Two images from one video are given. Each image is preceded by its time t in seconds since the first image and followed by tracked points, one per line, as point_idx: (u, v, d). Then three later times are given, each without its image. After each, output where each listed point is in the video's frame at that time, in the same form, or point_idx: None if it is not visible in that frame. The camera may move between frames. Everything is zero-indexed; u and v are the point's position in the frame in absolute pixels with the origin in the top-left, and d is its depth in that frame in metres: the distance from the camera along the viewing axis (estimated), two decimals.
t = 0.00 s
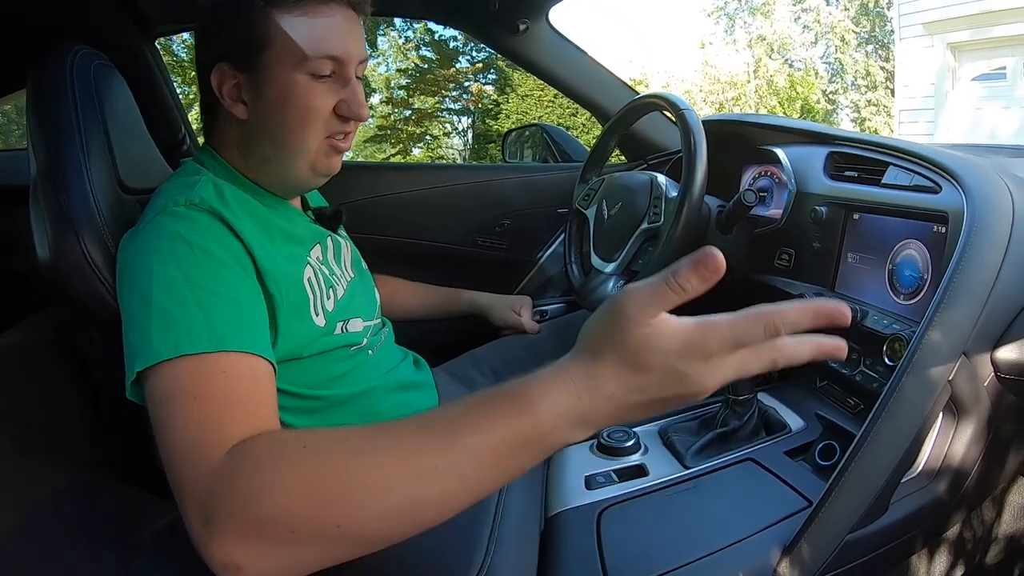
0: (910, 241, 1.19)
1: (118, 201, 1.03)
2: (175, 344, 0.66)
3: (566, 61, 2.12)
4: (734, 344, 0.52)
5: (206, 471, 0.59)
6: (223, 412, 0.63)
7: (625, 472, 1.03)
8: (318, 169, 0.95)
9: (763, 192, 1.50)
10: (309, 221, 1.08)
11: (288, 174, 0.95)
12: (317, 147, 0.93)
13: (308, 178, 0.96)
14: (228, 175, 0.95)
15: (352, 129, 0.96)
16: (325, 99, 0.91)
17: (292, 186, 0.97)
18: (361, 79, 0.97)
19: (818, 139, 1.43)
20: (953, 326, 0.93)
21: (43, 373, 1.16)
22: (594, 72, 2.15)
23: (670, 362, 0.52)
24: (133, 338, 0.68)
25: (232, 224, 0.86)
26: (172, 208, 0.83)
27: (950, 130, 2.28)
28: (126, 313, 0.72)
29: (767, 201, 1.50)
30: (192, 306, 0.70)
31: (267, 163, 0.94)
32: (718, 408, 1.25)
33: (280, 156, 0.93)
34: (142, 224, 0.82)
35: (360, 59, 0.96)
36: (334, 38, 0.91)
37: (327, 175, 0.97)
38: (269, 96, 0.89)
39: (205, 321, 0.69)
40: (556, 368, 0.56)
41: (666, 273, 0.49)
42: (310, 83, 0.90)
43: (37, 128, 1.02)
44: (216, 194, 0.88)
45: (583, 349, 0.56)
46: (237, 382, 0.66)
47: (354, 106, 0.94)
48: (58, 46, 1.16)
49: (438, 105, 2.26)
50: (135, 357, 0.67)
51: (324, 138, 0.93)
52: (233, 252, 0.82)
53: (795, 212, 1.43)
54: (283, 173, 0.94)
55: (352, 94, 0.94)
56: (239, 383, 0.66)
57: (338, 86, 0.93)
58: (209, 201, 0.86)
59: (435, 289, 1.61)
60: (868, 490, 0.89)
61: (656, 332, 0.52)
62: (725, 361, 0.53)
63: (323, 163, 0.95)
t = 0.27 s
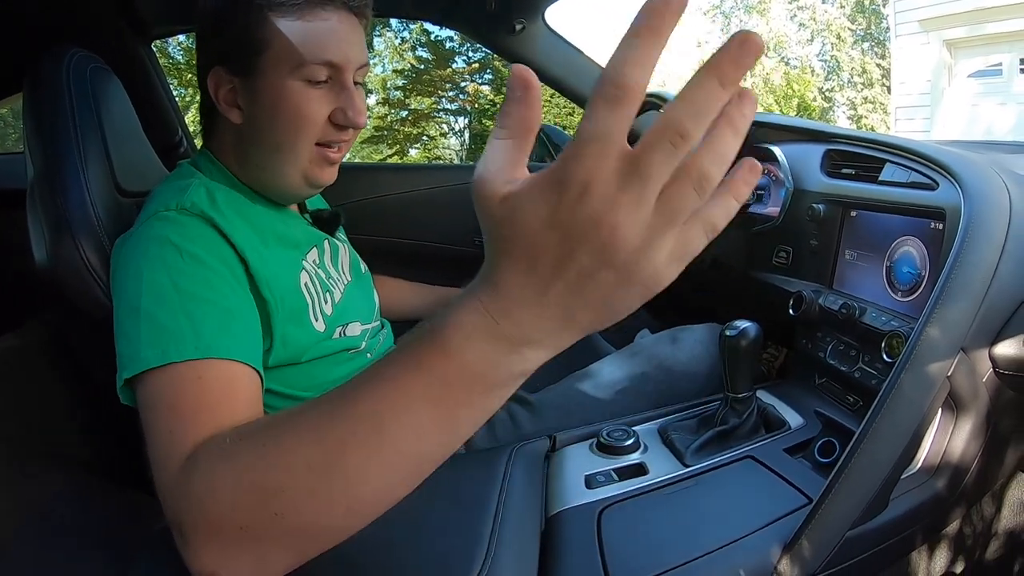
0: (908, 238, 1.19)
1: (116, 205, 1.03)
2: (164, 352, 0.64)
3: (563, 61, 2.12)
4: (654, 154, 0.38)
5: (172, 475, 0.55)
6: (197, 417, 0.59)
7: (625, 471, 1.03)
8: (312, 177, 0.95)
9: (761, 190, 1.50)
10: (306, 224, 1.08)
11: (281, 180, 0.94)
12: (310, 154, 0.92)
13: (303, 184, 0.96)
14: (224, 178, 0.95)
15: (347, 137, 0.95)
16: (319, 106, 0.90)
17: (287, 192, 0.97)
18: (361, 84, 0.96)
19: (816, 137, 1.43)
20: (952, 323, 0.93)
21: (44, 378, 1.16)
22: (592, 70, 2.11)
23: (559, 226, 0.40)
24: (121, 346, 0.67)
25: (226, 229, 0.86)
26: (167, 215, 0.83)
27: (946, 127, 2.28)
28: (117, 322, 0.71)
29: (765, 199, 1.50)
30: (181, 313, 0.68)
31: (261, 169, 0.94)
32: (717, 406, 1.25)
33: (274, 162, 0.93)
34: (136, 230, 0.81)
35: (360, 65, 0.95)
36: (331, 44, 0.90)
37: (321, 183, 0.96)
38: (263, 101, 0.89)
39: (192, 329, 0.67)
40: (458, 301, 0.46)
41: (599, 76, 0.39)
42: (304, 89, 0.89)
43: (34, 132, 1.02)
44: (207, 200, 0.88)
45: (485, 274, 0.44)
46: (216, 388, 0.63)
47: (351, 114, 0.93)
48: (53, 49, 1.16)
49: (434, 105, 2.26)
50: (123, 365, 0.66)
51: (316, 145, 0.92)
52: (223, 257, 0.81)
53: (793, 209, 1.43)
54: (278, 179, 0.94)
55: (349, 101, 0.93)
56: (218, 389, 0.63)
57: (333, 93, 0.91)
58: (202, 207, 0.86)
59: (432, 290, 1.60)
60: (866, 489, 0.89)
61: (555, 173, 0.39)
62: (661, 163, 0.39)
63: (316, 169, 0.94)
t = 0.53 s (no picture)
0: (907, 238, 1.19)
1: (115, 208, 1.03)
2: (171, 354, 0.64)
3: (561, 62, 2.13)
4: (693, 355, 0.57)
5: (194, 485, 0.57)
6: (207, 426, 0.60)
7: (625, 472, 1.03)
8: (314, 185, 0.94)
9: (761, 191, 1.49)
10: (312, 228, 1.08)
11: (284, 186, 0.94)
12: (312, 162, 0.91)
13: (306, 191, 0.95)
14: (231, 180, 0.96)
15: (352, 149, 0.94)
16: (323, 115, 0.90)
17: (290, 197, 0.97)
18: (368, 94, 0.96)
19: (814, 138, 1.43)
20: (951, 323, 0.93)
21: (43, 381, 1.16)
22: (586, 71, 2.15)
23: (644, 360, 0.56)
24: (127, 347, 0.67)
25: (233, 233, 0.85)
26: (174, 217, 0.82)
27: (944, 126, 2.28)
28: (121, 324, 0.70)
29: (764, 200, 1.48)
30: (188, 316, 0.68)
31: (264, 173, 0.93)
32: (718, 407, 1.24)
33: (276, 168, 0.92)
34: (143, 232, 0.81)
35: (367, 75, 0.95)
36: (337, 53, 0.90)
37: (324, 191, 0.95)
38: (268, 106, 0.89)
39: (200, 332, 0.67)
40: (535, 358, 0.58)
41: (670, 276, 0.53)
42: (310, 96, 0.89)
43: (33, 134, 1.02)
44: (215, 203, 0.88)
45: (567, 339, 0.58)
46: (224, 395, 0.64)
47: (355, 126, 0.92)
48: (52, 52, 1.16)
49: (432, 106, 2.25)
50: (129, 367, 0.66)
51: (318, 154, 0.91)
52: (231, 260, 0.81)
53: (792, 210, 1.43)
54: (281, 184, 0.94)
55: (354, 113, 0.92)
56: (226, 395, 0.64)
57: (339, 102, 0.91)
58: (210, 210, 0.86)
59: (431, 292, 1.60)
60: (869, 487, 0.89)
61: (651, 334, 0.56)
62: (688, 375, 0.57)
63: (319, 177, 0.93)
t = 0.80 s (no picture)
0: (903, 237, 1.19)
1: (112, 208, 1.03)
2: (166, 355, 0.64)
3: (557, 63, 2.13)
4: (721, 402, 0.45)
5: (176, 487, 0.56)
6: (196, 425, 0.60)
7: (622, 471, 1.03)
8: (318, 187, 0.95)
9: (756, 191, 1.48)
10: (309, 229, 1.08)
11: (288, 187, 0.94)
12: (318, 165, 0.92)
13: (307, 193, 0.96)
14: (230, 183, 0.95)
15: (356, 154, 0.94)
16: (332, 118, 0.90)
17: (291, 198, 0.97)
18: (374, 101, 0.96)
19: (811, 138, 1.44)
20: (946, 321, 0.93)
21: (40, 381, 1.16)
22: (584, 72, 2.14)
23: (659, 381, 0.47)
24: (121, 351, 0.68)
25: (229, 234, 0.86)
26: (169, 218, 0.83)
27: (942, 127, 2.28)
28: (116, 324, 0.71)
29: (760, 200, 1.48)
30: (183, 317, 0.68)
31: (268, 174, 0.94)
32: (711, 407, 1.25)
33: (282, 169, 0.92)
34: (139, 233, 0.81)
35: (375, 83, 0.95)
36: (348, 59, 0.90)
37: (326, 194, 0.96)
38: (277, 109, 0.89)
39: (195, 334, 0.67)
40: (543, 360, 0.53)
41: (654, 295, 0.44)
42: (319, 100, 0.89)
43: (31, 135, 1.02)
44: (211, 204, 0.88)
45: (564, 363, 0.52)
46: (217, 395, 0.63)
47: (362, 131, 0.93)
48: (51, 53, 1.16)
49: (430, 108, 2.25)
50: (124, 367, 0.66)
51: (324, 157, 0.92)
52: (227, 260, 0.81)
53: (788, 210, 1.43)
54: (284, 185, 0.94)
55: (361, 118, 0.93)
56: (218, 396, 0.63)
57: (346, 107, 0.92)
58: (205, 211, 0.86)
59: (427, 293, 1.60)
60: (864, 484, 0.89)
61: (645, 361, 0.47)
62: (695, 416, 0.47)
63: (323, 180, 0.94)
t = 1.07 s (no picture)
0: (901, 238, 1.19)
1: (113, 212, 1.03)
2: (167, 363, 0.65)
3: (553, 65, 2.14)
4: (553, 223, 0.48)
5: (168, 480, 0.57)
6: (188, 424, 0.61)
7: (623, 473, 1.03)
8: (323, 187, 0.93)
9: (755, 192, 1.50)
10: (309, 234, 1.08)
11: (294, 188, 0.93)
12: (322, 163, 0.90)
13: (313, 193, 0.94)
14: (230, 186, 0.97)
15: (361, 150, 0.92)
16: (335, 116, 0.88)
17: (296, 199, 0.96)
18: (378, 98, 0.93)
19: (809, 138, 1.44)
20: (945, 321, 0.94)
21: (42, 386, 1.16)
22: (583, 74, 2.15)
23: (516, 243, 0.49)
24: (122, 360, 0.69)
25: (228, 240, 0.86)
26: (170, 223, 0.83)
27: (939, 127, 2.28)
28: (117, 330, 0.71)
29: (759, 201, 1.50)
30: (184, 323, 0.69)
31: (274, 175, 0.93)
32: (713, 408, 1.24)
33: (287, 169, 0.92)
34: (139, 238, 0.81)
35: (376, 79, 0.92)
36: (349, 54, 0.88)
37: (331, 193, 0.94)
38: (279, 109, 0.88)
39: (196, 340, 0.67)
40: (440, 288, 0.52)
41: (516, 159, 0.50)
42: (320, 98, 0.88)
43: (31, 139, 1.03)
44: (211, 211, 0.88)
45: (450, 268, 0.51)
46: (213, 396, 0.64)
47: (366, 126, 0.90)
48: (50, 57, 1.16)
49: (428, 111, 2.28)
50: (125, 373, 0.66)
51: (328, 155, 0.90)
52: (227, 267, 0.82)
53: (787, 211, 1.44)
54: (290, 186, 0.93)
55: (364, 115, 0.90)
56: (209, 394, 0.64)
57: (348, 104, 0.89)
58: (205, 217, 0.86)
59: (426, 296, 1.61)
60: (864, 485, 0.89)
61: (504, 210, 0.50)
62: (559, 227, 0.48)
63: (328, 178, 0.92)
